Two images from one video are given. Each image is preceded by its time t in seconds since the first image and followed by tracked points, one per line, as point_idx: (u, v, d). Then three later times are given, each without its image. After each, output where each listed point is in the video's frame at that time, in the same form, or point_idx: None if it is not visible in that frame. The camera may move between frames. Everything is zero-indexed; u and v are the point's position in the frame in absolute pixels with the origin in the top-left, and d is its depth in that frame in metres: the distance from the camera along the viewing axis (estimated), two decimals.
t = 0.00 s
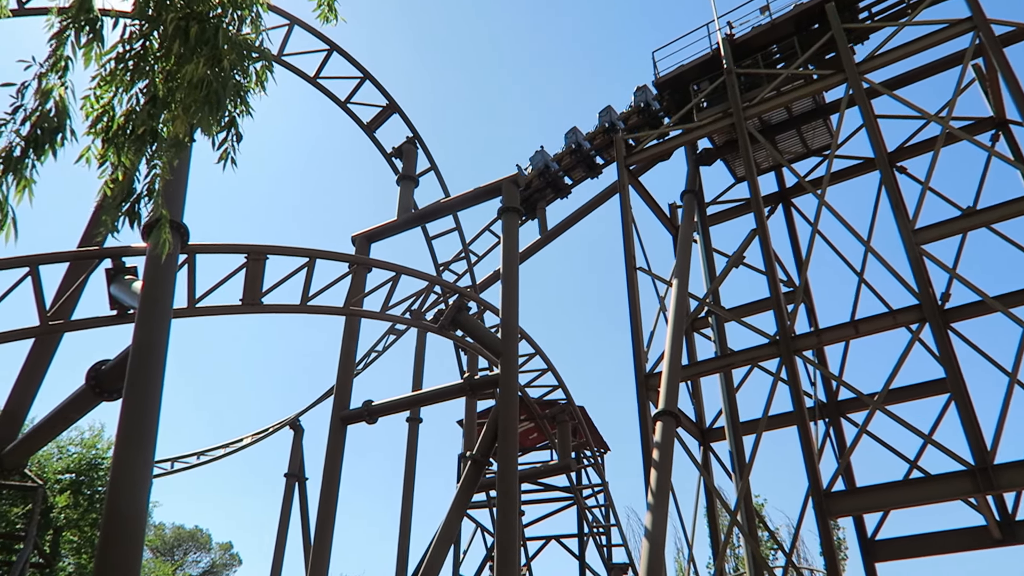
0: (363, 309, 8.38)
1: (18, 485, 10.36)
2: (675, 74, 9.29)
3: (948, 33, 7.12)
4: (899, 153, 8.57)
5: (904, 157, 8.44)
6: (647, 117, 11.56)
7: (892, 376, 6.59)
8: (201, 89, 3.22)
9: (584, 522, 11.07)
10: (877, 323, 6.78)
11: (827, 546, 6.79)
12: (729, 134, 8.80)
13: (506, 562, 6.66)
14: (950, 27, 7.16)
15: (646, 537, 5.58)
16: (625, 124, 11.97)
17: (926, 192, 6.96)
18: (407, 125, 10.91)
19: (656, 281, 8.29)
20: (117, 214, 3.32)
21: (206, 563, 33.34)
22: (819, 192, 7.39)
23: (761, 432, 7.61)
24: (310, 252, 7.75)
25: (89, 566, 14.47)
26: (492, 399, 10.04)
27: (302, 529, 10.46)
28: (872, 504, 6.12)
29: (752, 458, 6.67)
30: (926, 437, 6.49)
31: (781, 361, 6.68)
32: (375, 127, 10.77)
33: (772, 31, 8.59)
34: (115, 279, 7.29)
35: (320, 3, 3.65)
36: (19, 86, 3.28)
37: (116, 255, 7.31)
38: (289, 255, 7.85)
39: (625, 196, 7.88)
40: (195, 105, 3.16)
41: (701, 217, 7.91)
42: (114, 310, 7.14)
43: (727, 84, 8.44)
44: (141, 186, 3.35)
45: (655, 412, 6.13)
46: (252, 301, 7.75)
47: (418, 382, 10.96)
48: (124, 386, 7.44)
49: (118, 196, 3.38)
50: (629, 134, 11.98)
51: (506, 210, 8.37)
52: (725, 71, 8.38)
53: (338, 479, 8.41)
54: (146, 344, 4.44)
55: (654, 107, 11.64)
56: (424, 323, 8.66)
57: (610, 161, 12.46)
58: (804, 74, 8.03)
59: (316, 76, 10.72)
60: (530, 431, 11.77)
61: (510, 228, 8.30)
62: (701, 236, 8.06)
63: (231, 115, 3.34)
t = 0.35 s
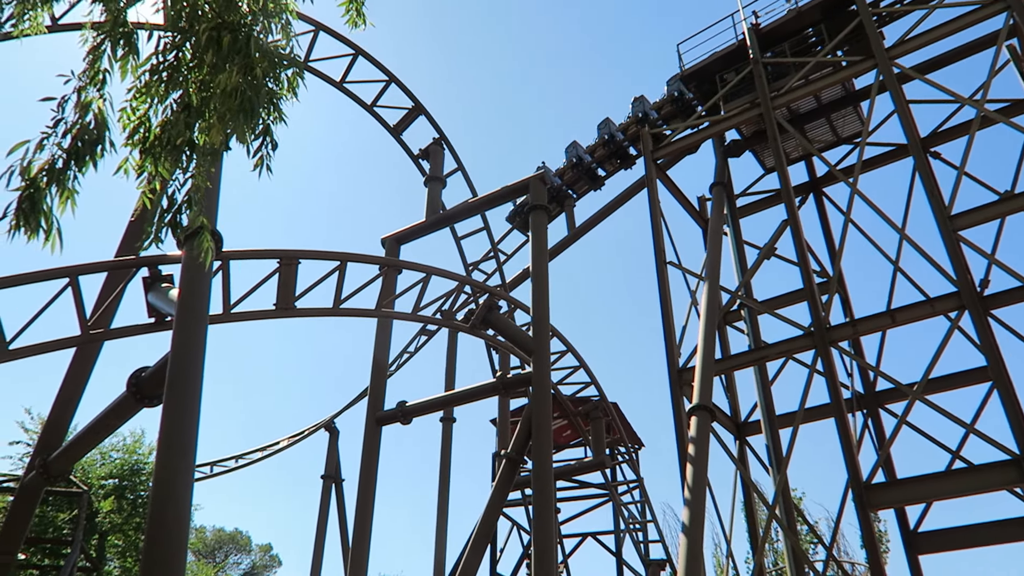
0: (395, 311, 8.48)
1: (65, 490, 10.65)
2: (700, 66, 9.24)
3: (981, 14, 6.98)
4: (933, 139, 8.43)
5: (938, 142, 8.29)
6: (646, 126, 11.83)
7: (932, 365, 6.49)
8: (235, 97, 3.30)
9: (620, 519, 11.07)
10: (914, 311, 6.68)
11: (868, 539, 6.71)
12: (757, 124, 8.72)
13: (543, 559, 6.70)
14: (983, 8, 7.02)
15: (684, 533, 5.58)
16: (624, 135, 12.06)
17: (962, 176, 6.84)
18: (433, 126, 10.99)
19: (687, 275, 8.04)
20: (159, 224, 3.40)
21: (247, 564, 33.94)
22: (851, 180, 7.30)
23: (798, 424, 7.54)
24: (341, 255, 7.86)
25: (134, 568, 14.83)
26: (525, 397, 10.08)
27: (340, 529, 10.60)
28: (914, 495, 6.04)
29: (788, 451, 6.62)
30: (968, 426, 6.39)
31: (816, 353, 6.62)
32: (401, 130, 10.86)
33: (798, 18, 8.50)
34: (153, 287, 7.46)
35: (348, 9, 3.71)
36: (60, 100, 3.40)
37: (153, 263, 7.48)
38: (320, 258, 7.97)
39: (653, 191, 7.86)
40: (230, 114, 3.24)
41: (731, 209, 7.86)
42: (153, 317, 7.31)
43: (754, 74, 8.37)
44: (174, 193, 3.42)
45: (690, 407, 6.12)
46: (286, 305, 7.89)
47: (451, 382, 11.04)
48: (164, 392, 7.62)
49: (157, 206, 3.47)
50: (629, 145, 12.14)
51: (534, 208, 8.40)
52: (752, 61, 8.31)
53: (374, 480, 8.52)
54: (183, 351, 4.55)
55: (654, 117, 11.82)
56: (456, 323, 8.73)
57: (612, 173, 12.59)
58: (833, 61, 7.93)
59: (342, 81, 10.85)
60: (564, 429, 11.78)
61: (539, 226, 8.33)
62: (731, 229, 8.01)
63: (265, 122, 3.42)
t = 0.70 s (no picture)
0: (428, 312, 8.57)
1: (111, 496, 10.94)
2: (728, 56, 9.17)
3: None
4: (968, 122, 8.28)
5: (975, 125, 8.14)
6: (643, 141, 12.13)
7: (974, 353, 6.38)
8: (272, 105, 3.42)
9: (658, 516, 11.04)
10: (954, 299, 6.57)
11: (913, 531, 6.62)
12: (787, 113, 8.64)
13: (582, 555, 6.72)
14: None
15: (724, 528, 5.56)
16: (621, 151, 12.38)
17: (1002, 159, 6.71)
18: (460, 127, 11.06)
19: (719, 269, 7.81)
20: (200, 233, 3.48)
21: (288, 566, 34.49)
22: (885, 167, 7.19)
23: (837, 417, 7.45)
24: (373, 258, 7.97)
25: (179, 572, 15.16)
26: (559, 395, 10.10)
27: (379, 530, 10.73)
28: (959, 486, 5.94)
29: (828, 444, 6.55)
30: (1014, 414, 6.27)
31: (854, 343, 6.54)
32: (429, 132, 10.95)
33: (827, 5, 8.39)
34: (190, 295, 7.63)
35: (378, 14, 3.77)
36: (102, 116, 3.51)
37: (190, 272, 7.65)
38: (353, 262, 8.08)
39: (683, 184, 7.82)
40: (268, 122, 3.33)
41: (763, 200, 7.79)
42: (191, 325, 7.48)
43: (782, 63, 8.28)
44: (212, 202, 3.51)
45: (726, 402, 6.09)
46: (320, 310, 8.01)
47: (485, 382, 11.11)
48: (204, 398, 7.79)
49: (198, 216, 3.56)
50: (627, 160, 12.44)
51: (564, 205, 8.41)
52: (780, 49, 8.22)
53: (412, 480, 8.61)
54: (223, 357, 4.65)
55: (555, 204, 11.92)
56: (488, 322, 8.78)
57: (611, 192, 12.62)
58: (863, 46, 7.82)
59: (369, 86, 10.97)
60: (599, 426, 11.77)
61: (569, 223, 8.35)
62: (763, 221, 7.94)
63: (301, 130, 3.50)
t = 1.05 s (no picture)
0: (461, 312, 8.65)
1: (155, 499, 11.21)
2: (757, 46, 9.09)
3: None
4: (1006, 105, 8.12)
5: (1014, 108, 7.97)
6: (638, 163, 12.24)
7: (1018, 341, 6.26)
8: (311, 114, 3.49)
9: (696, 512, 10.98)
10: (997, 287, 6.45)
11: (959, 524, 6.51)
12: (819, 102, 8.54)
13: (620, 552, 6.74)
14: None
15: (764, 524, 5.55)
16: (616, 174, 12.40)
17: None
18: (488, 127, 11.13)
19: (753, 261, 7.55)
20: (241, 240, 3.55)
21: (328, 566, 35.01)
22: (922, 154, 7.09)
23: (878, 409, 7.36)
24: (406, 260, 8.07)
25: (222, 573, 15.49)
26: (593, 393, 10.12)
27: (417, 529, 10.85)
28: (1007, 479, 5.84)
29: (869, 437, 6.48)
30: None
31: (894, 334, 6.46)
32: (457, 133, 11.03)
33: None
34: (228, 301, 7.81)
35: (409, 19, 3.84)
36: (144, 129, 3.62)
37: (227, 278, 7.83)
38: (386, 265, 8.20)
39: (714, 177, 7.79)
40: (306, 129, 3.42)
41: (796, 192, 7.72)
42: (229, 330, 7.65)
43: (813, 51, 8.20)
44: (250, 209, 3.59)
45: (763, 396, 6.05)
46: (355, 312, 8.14)
47: (519, 381, 11.16)
48: (244, 402, 7.96)
49: (238, 224, 3.65)
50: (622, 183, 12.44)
51: (594, 202, 8.43)
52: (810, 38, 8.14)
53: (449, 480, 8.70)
54: (261, 363, 4.73)
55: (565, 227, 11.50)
56: (521, 321, 8.84)
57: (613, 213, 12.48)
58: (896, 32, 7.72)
59: (397, 89, 11.09)
60: (634, 423, 11.76)
61: (599, 220, 8.36)
62: (797, 212, 7.87)
63: (338, 136, 3.58)
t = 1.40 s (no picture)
0: (496, 315, 8.72)
1: (201, 507, 11.45)
2: (788, 37, 9.01)
3: None
4: None
5: None
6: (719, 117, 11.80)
7: None
8: (348, 125, 3.58)
9: (738, 511, 10.89)
10: None
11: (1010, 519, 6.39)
12: (853, 92, 8.42)
13: (662, 552, 6.73)
14: None
15: (809, 522, 5.51)
16: (698, 129, 12.08)
17: None
18: (518, 130, 11.19)
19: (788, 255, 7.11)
20: (281, 251, 3.60)
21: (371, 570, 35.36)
22: (961, 141, 6.97)
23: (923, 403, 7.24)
24: (440, 265, 8.17)
25: None
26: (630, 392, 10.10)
27: (458, 533, 10.93)
28: None
29: (915, 431, 6.38)
30: None
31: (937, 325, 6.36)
32: (487, 136, 11.11)
33: None
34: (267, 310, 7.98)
35: (440, 27, 3.91)
36: (186, 145, 3.72)
37: (265, 288, 8.00)
38: (420, 270, 8.30)
39: (747, 171, 7.74)
40: (344, 140, 3.51)
41: (831, 184, 7.64)
42: (269, 339, 7.81)
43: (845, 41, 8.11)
44: (288, 220, 3.64)
45: (804, 392, 6.00)
46: (391, 318, 8.25)
47: (555, 382, 11.19)
48: (285, 409, 8.12)
49: (277, 235, 3.73)
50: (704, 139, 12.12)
51: (627, 200, 8.43)
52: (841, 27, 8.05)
53: (489, 482, 8.77)
54: (302, 368, 4.64)
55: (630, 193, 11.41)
56: (555, 322, 8.87)
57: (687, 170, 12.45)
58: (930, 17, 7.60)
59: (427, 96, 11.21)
60: (673, 421, 11.71)
61: (632, 219, 8.36)
62: (833, 204, 7.78)
63: (374, 146, 3.66)
